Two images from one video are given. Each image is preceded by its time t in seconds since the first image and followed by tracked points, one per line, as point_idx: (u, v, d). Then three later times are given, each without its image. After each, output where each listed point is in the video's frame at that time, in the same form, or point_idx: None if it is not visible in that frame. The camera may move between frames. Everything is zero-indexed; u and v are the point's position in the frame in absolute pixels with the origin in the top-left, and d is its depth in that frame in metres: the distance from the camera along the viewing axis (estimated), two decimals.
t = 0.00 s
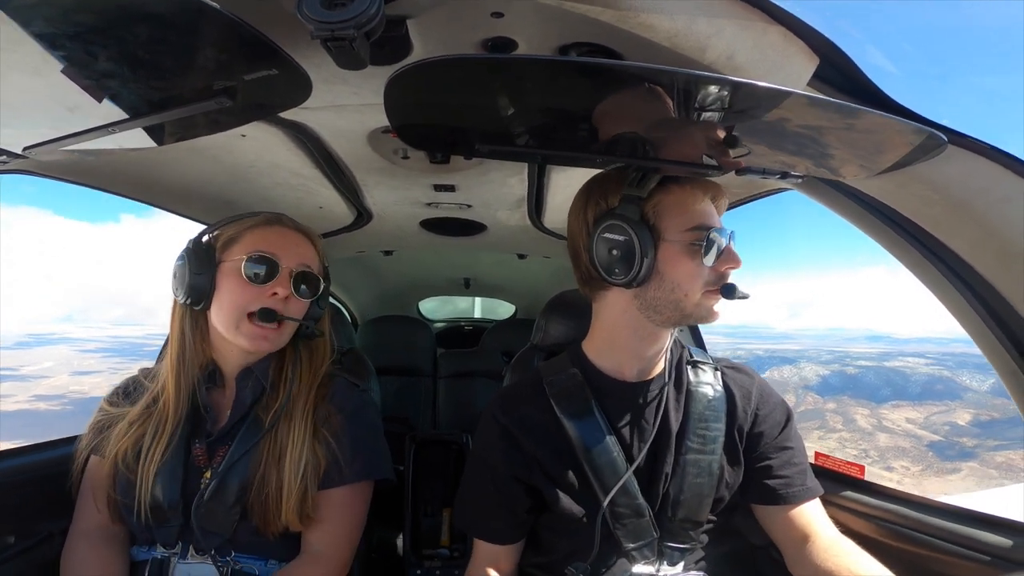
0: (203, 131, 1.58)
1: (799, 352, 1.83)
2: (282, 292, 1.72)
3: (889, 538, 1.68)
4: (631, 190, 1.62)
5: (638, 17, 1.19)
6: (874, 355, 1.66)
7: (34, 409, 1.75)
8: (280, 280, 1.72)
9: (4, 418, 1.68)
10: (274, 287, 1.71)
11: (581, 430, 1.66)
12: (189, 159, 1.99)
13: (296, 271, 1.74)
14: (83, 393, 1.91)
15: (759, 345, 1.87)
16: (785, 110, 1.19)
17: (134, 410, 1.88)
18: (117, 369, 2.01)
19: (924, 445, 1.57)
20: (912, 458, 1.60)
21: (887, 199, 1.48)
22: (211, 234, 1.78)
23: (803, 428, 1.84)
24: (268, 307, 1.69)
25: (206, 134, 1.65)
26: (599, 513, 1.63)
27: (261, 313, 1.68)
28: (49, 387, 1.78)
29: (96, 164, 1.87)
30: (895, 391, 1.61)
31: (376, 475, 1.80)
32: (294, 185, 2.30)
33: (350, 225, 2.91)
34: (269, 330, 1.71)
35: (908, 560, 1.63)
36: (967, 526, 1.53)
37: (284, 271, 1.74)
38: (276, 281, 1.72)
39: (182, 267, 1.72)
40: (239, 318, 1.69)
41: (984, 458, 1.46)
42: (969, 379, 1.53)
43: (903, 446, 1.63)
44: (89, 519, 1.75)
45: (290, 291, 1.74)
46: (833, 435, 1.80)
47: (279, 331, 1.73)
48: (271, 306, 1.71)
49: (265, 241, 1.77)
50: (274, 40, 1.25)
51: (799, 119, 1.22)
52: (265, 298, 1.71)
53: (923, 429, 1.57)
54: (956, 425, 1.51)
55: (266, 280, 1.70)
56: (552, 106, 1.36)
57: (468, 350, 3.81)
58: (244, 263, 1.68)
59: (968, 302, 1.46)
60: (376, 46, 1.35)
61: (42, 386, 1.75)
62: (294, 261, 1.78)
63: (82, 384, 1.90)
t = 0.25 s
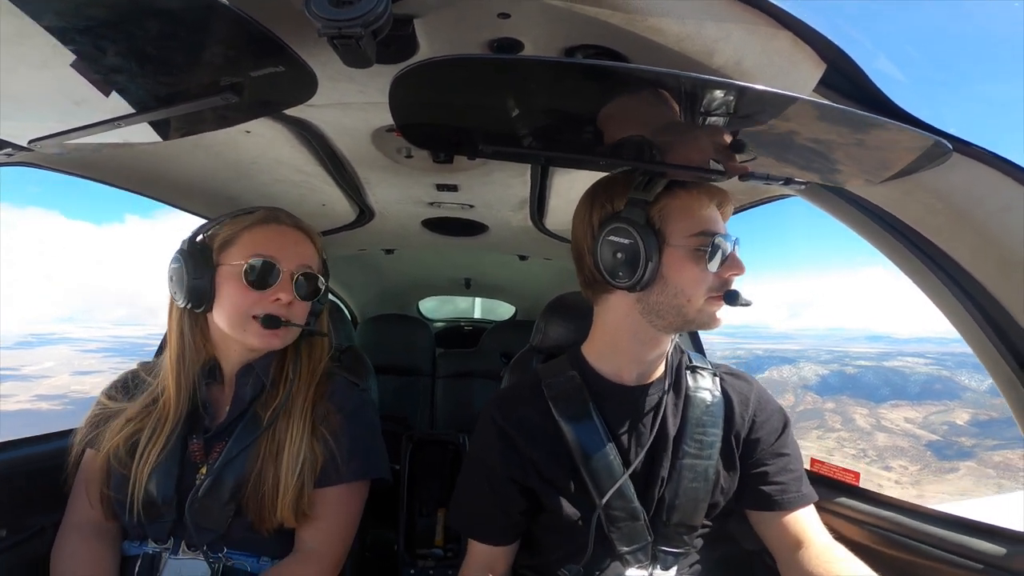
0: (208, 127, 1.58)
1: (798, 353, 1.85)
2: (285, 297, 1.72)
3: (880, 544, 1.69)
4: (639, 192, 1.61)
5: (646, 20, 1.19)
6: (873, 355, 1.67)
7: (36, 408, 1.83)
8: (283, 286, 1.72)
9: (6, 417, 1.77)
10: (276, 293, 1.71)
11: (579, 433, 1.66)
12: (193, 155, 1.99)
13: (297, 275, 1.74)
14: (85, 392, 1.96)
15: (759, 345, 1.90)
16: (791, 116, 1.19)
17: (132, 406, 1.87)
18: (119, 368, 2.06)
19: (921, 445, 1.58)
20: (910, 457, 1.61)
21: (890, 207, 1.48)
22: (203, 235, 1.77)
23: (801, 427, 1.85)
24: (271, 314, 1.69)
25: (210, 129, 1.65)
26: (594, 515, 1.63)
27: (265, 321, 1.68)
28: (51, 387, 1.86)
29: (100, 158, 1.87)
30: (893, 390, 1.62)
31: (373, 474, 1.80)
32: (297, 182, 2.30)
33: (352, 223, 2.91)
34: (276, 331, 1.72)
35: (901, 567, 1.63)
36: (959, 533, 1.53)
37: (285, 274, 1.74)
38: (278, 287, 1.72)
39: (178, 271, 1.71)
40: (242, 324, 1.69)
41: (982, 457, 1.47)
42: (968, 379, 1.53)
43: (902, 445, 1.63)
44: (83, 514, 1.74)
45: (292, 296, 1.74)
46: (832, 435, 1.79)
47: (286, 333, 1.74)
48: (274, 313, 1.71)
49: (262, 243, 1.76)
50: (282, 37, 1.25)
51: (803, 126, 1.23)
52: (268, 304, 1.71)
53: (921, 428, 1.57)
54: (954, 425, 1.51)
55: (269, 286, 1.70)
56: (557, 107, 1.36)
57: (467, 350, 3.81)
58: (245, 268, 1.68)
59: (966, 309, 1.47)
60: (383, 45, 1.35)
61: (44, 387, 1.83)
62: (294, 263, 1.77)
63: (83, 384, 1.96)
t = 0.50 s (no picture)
0: (210, 124, 1.58)
1: (798, 352, 1.89)
2: (278, 300, 1.73)
3: (878, 545, 1.69)
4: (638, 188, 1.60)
5: (649, 20, 1.19)
6: (872, 356, 1.71)
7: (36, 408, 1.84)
8: (274, 288, 1.73)
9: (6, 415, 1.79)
10: (270, 296, 1.72)
11: (580, 431, 1.66)
12: (195, 152, 1.99)
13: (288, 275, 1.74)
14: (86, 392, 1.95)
15: (760, 345, 1.94)
16: (793, 116, 1.19)
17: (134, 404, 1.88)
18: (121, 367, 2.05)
19: (920, 443, 1.60)
20: (909, 457, 1.63)
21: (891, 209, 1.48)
22: (182, 242, 1.75)
23: (801, 426, 1.86)
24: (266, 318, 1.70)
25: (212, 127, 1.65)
26: (594, 514, 1.63)
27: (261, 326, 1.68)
28: (51, 386, 1.88)
29: (102, 156, 1.87)
30: (892, 390, 1.65)
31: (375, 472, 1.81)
32: (298, 180, 2.30)
33: (353, 221, 2.91)
34: (277, 336, 1.73)
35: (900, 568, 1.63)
36: (959, 535, 1.53)
37: (275, 275, 1.74)
38: (271, 291, 1.72)
39: (167, 282, 1.71)
40: (239, 330, 1.70)
41: (980, 456, 1.50)
42: (966, 378, 1.53)
43: (901, 445, 1.65)
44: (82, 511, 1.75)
45: (286, 297, 1.75)
46: (831, 434, 1.82)
47: (287, 336, 1.76)
48: (269, 315, 1.72)
49: (247, 244, 1.76)
50: (284, 35, 1.25)
51: (805, 126, 1.23)
52: (262, 309, 1.71)
53: (920, 428, 1.60)
54: (953, 424, 1.55)
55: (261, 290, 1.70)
56: (559, 106, 1.36)
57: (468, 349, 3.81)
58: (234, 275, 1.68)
59: (968, 310, 1.47)
60: (385, 43, 1.35)
61: (43, 386, 1.85)
62: (282, 262, 1.77)
63: (86, 384, 1.96)
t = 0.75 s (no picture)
0: (207, 128, 1.58)
1: (797, 352, 1.88)
2: (278, 298, 1.73)
3: (884, 540, 1.69)
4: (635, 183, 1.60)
5: (643, 17, 1.19)
6: (872, 355, 1.69)
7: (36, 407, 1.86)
8: (274, 287, 1.73)
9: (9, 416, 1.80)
10: (269, 295, 1.72)
11: (583, 430, 1.66)
12: (192, 156, 1.99)
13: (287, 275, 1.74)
14: (88, 392, 1.96)
15: (759, 345, 1.93)
16: (789, 111, 1.19)
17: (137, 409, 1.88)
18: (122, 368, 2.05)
19: (919, 443, 1.62)
20: (908, 457, 1.64)
21: (890, 203, 1.48)
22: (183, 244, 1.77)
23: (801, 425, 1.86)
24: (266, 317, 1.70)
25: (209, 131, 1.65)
26: (598, 512, 1.63)
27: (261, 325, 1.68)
28: (54, 386, 1.88)
29: (100, 161, 1.87)
30: (892, 390, 1.65)
31: (379, 473, 1.81)
32: (297, 182, 2.30)
33: (352, 223, 2.91)
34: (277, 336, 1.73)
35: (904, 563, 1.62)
36: (965, 529, 1.53)
37: (275, 274, 1.74)
38: (270, 289, 1.72)
39: (168, 282, 1.72)
40: (239, 330, 1.70)
41: (978, 455, 1.51)
42: (966, 378, 1.54)
43: (900, 445, 1.66)
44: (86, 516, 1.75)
45: (286, 296, 1.75)
46: (830, 434, 1.83)
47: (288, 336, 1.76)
48: (269, 314, 1.72)
49: (246, 243, 1.76)
50: (279, 38, 1.25)
51: (801, 121, 1.22)
52: (262, 307, 1.71)
53: (919, 428, 1.61)
54: (952, 424, 1.56)
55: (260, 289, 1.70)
56: (556, 105, 1.36)
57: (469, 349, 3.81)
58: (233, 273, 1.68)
59: (969, 303, 1.47)
60: (380, 45, 1.35)
61: (46, 386, 1.85)
62: (282, 261, 1.77)
63: (87, 384, 1.96)
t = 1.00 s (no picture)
0: (203, 133, 1.58)
1: (798, 352, 1.88)
2: (272, 304, 1.72)
3: (888, 536, 1.67)
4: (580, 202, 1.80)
5: (637, 17, 1.19)
6: (872, 355, 1.71)
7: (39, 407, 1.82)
8: (268, 293, 1.72)
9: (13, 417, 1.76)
10: (263, 301, 1.71)
11: (583, 431, 1.65)
12: (189, 161, 1.99)
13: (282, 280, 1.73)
14: (90, 392, 1.93)
15: (759, 345, 1.91)
16: (784, 108, 1.19)
17: (136, 415, 1.89)
18: (123, 369, 2.04)
19: (919, 443, 1.63)
20: (906, 457, 1.65)
21: (888, 199, 1.48)
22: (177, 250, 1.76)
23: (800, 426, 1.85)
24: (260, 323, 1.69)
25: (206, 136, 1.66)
26: (599, 511, 1.62)
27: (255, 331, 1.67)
28: (55, 386, 1.86)
29: (97, 166, 1.87)
30: (892, 390, 1.67)
31: (381, 475, 1.81)
32: (294, 186, 2.30)
33: (350, 226, 2.91)
34: (272, 342, 1.72)
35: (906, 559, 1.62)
36: (971, 526, 1.50)
37: (269, 279, 1.73)
38: (264, 295, 1.72)
39: (163, 288, 1.72)
40: (234, 336, 1.70)
41: (976, 455, 1.53)
42: (966, 378, 1.56)
43: (898, 445, 1.67)
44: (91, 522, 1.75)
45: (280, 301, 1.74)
46: (829, 433, 1.83)
47: (282, 342, 1.74)
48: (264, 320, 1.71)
49: (239, 249, 1.76)
50: (274, 42, 1.25)
51: (797, 118, 1.22)
52: (257, 313, 1.71)
53: (918, 428, 1.62)
54: (951, 424, 1.58)
55: (253, 294, 1.70)
56: (552, 106, 1.36)
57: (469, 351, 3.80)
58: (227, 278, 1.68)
59: (967, 298, 1.47)
60: (376, 47, 1.35)
61: (47, 384, 1.82)
62: (275, 266, 1.77)
63: (88, 384, 1.93)
